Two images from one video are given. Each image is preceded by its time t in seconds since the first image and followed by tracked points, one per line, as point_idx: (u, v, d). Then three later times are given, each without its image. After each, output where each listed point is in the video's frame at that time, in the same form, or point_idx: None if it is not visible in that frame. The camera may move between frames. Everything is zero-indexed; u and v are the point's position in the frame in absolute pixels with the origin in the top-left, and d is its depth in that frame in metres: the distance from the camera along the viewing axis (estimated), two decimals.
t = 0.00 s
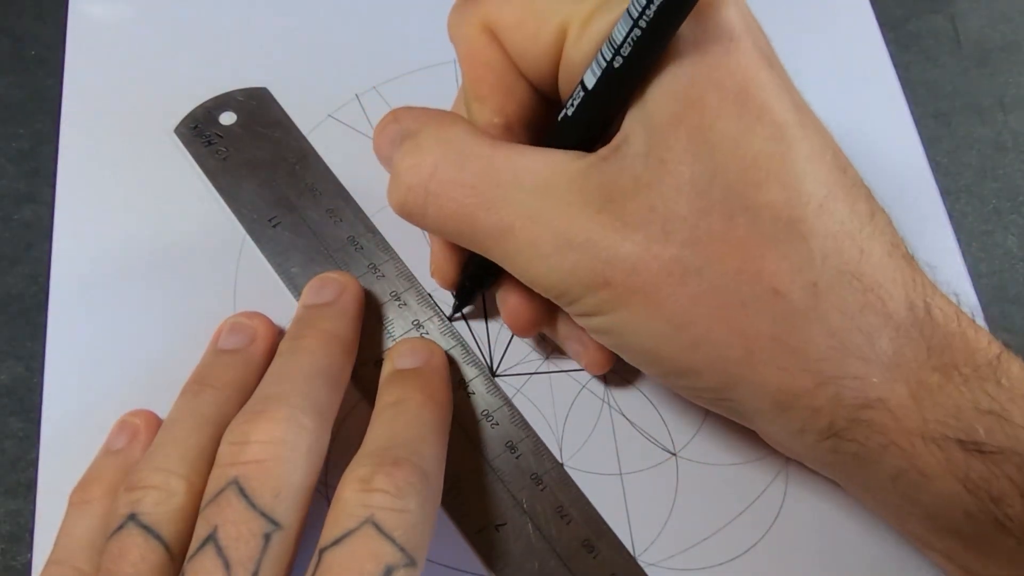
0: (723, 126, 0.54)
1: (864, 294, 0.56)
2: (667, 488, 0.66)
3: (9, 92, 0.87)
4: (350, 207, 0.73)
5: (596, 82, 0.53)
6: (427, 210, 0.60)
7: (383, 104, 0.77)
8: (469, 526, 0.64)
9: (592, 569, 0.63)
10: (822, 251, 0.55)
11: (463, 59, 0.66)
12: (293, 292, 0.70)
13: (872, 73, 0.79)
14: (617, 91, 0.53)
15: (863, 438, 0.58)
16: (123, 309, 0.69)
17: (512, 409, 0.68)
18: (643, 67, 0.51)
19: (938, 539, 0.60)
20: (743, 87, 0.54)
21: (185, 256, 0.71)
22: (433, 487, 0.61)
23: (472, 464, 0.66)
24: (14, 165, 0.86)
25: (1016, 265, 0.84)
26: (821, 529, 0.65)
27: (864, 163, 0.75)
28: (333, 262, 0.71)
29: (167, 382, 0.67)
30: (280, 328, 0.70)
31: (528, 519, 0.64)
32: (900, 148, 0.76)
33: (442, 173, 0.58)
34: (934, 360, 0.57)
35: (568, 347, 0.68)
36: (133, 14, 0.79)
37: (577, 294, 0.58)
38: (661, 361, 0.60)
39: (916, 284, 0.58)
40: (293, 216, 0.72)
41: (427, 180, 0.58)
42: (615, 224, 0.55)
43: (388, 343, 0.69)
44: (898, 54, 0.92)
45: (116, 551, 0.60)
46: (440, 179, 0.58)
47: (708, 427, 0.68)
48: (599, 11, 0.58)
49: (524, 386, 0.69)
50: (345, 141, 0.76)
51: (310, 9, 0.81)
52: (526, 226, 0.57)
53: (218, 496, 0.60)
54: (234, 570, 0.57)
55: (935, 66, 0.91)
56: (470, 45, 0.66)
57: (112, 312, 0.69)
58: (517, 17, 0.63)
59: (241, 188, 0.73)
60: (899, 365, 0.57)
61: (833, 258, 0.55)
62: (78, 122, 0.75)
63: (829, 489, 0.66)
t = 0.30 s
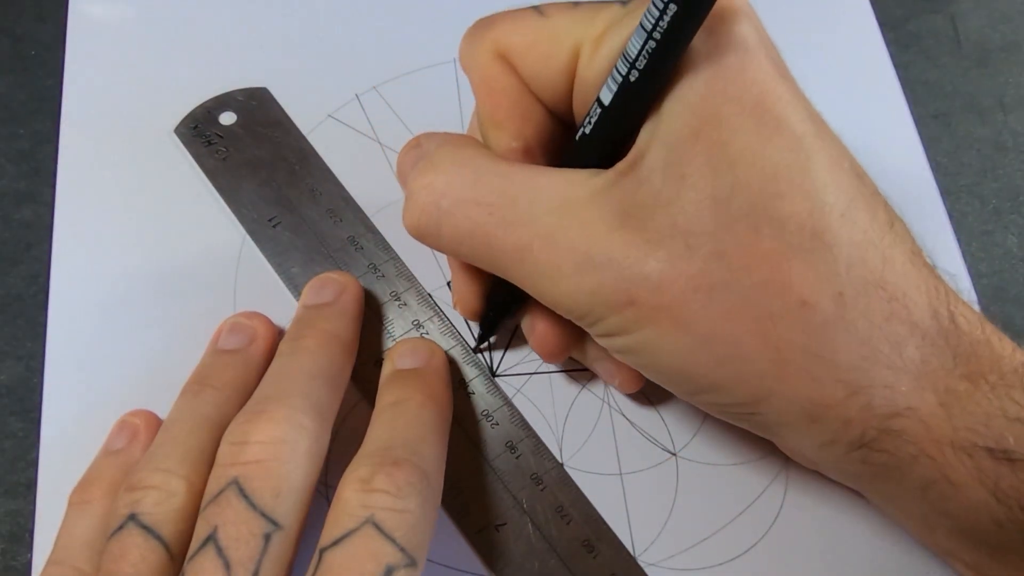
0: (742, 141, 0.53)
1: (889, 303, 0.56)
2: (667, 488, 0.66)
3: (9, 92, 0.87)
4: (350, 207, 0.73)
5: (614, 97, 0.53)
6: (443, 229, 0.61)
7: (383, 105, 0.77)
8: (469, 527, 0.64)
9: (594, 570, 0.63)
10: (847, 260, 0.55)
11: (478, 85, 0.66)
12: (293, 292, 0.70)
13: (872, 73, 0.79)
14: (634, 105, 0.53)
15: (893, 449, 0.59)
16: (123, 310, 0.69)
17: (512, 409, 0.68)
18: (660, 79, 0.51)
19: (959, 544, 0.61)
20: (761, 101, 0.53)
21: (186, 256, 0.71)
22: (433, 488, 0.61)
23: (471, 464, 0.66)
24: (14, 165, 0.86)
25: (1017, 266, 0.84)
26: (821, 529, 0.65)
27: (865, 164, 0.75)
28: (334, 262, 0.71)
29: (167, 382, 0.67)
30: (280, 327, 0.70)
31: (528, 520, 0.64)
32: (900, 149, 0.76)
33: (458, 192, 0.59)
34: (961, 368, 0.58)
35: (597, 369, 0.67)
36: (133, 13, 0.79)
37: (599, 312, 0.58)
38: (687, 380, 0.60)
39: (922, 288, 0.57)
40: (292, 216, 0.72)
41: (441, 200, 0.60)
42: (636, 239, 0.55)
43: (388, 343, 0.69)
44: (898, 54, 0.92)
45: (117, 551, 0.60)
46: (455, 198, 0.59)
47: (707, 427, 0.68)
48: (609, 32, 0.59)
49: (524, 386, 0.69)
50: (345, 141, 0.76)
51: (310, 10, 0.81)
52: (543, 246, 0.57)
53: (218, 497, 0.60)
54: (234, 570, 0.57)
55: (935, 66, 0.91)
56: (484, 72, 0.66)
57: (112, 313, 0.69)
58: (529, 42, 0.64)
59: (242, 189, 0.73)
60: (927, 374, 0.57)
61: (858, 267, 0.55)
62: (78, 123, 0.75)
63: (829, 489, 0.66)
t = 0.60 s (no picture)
0: (742, 142, 0.53)
1: (893, 300, 0.56)
2: (667, 487, 0.66)
3: (9, 93, 0.87)
4: (350, 207, 0.73)
5: (613, 101, 0.53)
6: (445, 236, 0.61)
7: (383, 105, 0.77)
8: (468, 527, 0.64)
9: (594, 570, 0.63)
10: (851, 258, 0.55)
11: (477, 98, 0.66)
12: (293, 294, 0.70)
13: (872, 74, 0.79)
14: (635, 107, 0.52)
15: (902, 445, 0.60)
16: (124, 309, 0.69)
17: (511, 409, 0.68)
18: (659, 79, 0.50)
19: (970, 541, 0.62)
20: (758, 102, 0.53)
21: (185, 256, 0.71)
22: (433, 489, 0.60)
23: (471, 464, 0.66)
24: (14, 164, 0.86)
25: (1017, 266, 0.84)
26: (821, 529, 0.65)
27: (865, 164, 0.75)
28: (333, 262, 0.71)
29: (166, 382, 0.67)
30: (280, 328, 0.70)
31: (527, 519, 0.64)
32: (900, 150, 0.76)
33: (460, 199, 0.59)
34: (967, 364, 0.59)
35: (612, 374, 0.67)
36: (133, 14, 0.79)
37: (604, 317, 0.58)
38: (693, 382, 0.60)
39: (921, 287, 0.57)
40: (292, 216, 0.72)
41: (442, 208, 0.60)
42: (639, 241, 0.55)
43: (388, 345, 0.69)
44: (898, 54, 0.92)
45: (117, 551, 0.60)
46: (457, 205, 0.59)
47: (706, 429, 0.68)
48: (605, 38, 0.59)
49: (524, 386, 0.69)
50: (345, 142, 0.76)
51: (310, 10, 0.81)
52: (547, 252, 0.57)
53: (218, 497, 0.60)
54: (234, 570, 0.57)
55: (935, 66, 0.91)
56: (482, 85, 0.66)
57: (112, 313, 0.69)
58: (528, 53, 0.64)
59: (241, 189, 0.73)
60: (933, 370, 0.58)
61: (862, 266, 0.55)
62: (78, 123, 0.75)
63: (829, 489, 0.66)
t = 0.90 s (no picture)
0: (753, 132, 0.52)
1: (904, 289, 0.56)
2: (668, 487, 0.66)
3: (10, 93, 0.87)
4: (350, 207, 0.73)
5: (626, 89, 0.53)
6: (454, 215, 0.60)
7: (383, 105, 0.77)
8: (467, 529, 0.64)
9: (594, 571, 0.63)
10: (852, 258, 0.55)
11: (488, 87, 0.66)
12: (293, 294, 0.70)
13: (873, 74, 0.79)
14: (647, 96, 0.52)
15: (912, 433, 0.59)
16: (124, 309, 0.69)
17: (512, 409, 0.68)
18: (674, 68, 0.50)
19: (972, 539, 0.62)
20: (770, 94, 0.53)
21: (185, 255, 0.71)
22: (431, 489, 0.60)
23: (471, 465, 0.66)
24: (14, 164, 0.86)
25: (1017, 265, 0.84)
26: (821, 528, 0.66)
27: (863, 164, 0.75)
28: (333, 262, 0.71)
29: (166, 383, 0.67)
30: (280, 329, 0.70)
31: (527, 521, 0.64)
32: (900, 149, 0.76)
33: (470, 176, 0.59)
34: (976, 353, 0.59)
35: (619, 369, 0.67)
36: (133, 14, 0.79)
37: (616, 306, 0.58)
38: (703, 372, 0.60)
39: (922, 287, 0.57)
40: (292, 216, 0.72)
41: (452, 186, 0.60)
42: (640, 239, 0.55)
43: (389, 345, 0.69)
44: (897, 54, 0.92)
45: (117, 551, 0.60)
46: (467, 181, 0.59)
47: (707, 428, 0.68)
48: (617, 31, 0.59)
49: (524, 385, 0.69)
50: (346, 141, 0.76)
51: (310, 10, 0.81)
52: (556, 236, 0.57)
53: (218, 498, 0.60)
54: (234, 570, 0.57)
55: (935, 66, 0.92)
56: (494, 75, 0.66)
57: (112, 313, 0.69)
58: (539, 42, 0.64)
59: (242, 190, 0.73)
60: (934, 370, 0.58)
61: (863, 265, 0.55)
62: (78, 123, 0.75)
63: (829, 489, 0.67)
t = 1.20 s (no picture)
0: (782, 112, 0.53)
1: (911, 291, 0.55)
2: (666, 488, 0.67)
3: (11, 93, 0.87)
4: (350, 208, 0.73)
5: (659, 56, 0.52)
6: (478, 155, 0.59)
7: (383, 105, 0.77)
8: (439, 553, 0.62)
9: None
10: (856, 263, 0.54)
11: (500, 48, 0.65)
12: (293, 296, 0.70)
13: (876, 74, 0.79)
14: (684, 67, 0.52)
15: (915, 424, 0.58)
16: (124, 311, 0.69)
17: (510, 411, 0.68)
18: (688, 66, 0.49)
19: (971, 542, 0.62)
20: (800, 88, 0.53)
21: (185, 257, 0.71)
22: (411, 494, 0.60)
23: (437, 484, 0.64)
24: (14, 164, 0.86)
25: (1017, 266, 0.84)
26: (819, 530, 0.66)
27: (861, 167, 0.75)
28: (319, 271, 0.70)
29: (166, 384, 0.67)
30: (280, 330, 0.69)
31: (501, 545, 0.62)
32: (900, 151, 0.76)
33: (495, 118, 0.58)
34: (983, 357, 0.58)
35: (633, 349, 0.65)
36: (133, 13, 0.79)
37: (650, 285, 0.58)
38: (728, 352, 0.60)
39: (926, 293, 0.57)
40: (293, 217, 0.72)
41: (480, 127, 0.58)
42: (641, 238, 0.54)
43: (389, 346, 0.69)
44: (898, 54, 0.92)
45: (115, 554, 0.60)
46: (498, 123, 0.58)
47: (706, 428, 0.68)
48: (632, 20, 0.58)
49: (524, 385, 0.69)
50: (345, 142, 0.75)
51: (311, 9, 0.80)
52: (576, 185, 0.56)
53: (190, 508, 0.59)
54: None
55: (936, 66, 0.91)
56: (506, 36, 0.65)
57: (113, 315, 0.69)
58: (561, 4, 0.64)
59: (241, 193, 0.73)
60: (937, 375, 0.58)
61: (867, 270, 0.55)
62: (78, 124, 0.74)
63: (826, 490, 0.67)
